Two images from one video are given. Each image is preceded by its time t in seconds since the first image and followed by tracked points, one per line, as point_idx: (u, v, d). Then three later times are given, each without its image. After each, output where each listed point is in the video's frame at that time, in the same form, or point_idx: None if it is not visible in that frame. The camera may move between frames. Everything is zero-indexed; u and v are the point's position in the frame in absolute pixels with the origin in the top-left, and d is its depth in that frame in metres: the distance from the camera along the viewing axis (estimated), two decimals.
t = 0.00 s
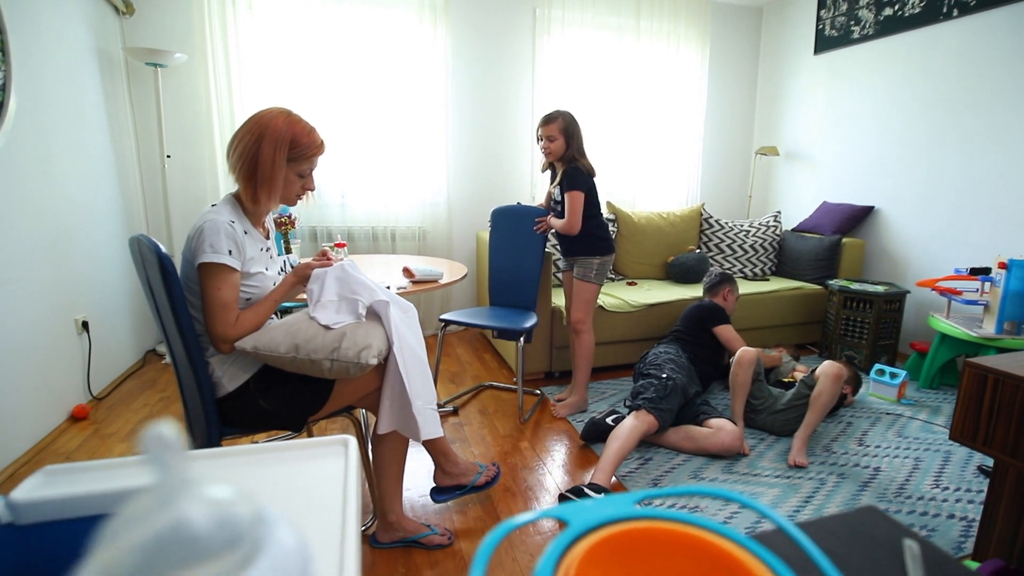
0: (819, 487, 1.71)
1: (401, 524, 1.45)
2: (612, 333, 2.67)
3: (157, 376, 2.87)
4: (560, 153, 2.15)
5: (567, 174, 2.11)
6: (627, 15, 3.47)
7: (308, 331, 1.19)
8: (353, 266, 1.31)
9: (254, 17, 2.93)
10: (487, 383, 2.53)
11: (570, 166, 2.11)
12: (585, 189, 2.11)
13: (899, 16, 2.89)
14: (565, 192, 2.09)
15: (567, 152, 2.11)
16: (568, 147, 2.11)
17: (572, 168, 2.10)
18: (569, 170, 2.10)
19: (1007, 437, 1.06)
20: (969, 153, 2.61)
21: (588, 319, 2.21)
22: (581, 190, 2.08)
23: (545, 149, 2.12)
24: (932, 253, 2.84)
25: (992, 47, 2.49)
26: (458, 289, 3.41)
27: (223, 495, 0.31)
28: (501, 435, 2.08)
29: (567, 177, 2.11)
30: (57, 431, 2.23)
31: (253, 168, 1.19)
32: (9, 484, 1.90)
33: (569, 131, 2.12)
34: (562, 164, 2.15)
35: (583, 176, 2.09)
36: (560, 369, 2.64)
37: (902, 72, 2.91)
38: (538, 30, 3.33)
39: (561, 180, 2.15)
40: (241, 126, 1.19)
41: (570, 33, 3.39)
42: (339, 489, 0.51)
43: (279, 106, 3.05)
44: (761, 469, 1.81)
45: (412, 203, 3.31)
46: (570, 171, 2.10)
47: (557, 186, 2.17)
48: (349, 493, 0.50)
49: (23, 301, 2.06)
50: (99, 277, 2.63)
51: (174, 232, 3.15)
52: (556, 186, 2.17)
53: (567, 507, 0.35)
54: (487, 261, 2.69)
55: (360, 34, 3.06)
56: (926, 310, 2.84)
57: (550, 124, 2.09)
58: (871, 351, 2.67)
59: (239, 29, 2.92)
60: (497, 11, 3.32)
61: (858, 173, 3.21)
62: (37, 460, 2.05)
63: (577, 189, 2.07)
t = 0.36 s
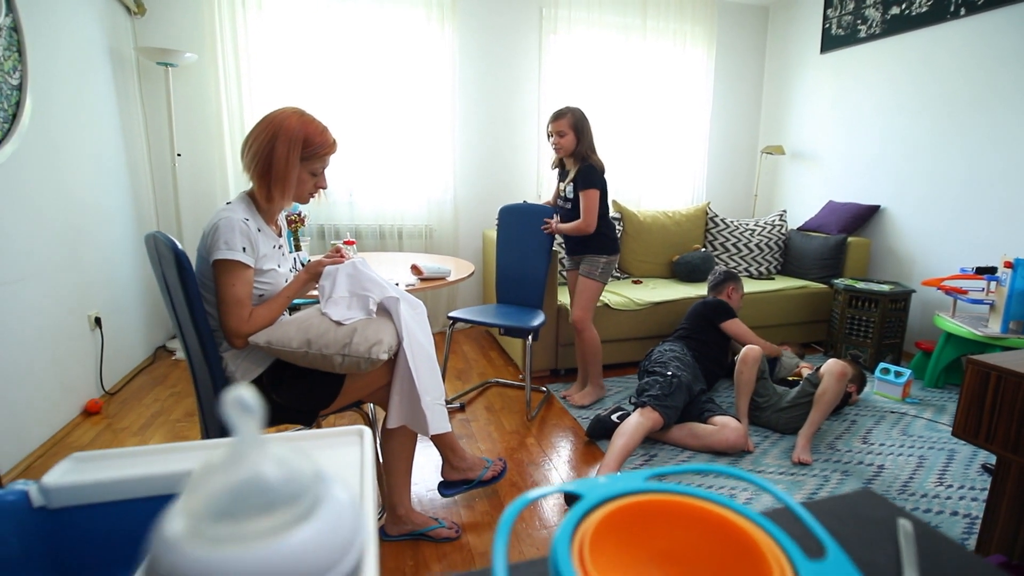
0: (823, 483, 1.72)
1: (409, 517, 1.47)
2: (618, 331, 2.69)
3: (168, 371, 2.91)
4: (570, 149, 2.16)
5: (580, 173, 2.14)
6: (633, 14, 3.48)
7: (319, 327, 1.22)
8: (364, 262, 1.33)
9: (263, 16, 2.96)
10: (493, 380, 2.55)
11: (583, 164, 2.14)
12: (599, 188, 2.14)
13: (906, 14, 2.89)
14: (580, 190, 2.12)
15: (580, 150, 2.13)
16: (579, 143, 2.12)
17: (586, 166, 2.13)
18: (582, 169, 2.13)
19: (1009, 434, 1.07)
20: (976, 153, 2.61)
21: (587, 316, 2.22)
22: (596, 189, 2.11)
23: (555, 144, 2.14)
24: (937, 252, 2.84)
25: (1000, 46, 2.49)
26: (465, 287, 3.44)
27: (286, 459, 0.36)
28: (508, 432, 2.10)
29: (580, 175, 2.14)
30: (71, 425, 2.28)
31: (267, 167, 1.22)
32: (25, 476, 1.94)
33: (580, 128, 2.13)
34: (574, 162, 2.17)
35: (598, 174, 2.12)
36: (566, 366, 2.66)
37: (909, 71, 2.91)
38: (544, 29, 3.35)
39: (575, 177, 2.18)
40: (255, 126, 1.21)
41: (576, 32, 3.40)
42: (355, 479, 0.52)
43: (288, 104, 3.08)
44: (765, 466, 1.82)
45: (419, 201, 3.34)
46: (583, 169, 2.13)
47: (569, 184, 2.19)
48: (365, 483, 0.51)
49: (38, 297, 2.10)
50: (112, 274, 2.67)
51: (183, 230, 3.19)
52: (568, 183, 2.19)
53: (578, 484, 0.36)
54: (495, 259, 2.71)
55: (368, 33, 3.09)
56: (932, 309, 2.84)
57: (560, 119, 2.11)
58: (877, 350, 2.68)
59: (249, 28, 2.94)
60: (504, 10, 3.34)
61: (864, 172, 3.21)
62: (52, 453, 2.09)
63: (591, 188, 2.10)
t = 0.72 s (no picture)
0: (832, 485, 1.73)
1: (421, 515, 1.50)
2: (626, 333, 2.70)
3: (183, 372, 2.96)
4: (585, 153, 2.17)
5: (599, 181, 2.15)
6: (641, 18, 3.50)
7: (335, 328, 1.25)
8: (377, 265, 1.36)
9: (276, 23, 3.01)
10: (503, 381, 2.58)
11: (601, 172, 2.15)
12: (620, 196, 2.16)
13: (915, 17, 2.89)
14: (603, 200, 2.14)
15: (597, 158, 2.14)
16: (596, 150, 2.13)
17: (605, 173, 2.14)
18: (601, 177, 2.15)
19: (1015, 434, 1.08)
20: (986, 155, 2.60)
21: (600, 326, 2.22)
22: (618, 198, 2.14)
23: (569, 147, 2.15)
24: (948, 255, 2.83)
25: (1009, 47, 2.48)
26: (474, 290, 3.47)
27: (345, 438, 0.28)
28: (517, 433, 2.12)
29: (600, 182, 2.15)
30: (90, 424, 2.33)
31: (286, 174, 1.26)
32: (47, 474, 1.99)
33: (597, 135, 2.13)
34: (590, 169, 2.17)
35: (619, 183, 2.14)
36: (575, 369, 2.68)
37: (918, 73, 2.91)
38: (553, 34, 3.38)
39: (593, 184, 2.19)
40: (275, 134, 1.25)
41: (584, 36, 3.42)
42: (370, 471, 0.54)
43: (301, 110, 3.13)
44: (773, 468, 1.83)
45: (429, 205, 3.38)
46: (602, 176, 2.14)
47: (586, 190, 2.20)
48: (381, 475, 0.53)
49: (59, 299, 2.15)
50: (129, 277, 2.73)
51: (198, 234, 3.25)
52: (585, 190, 2.20)
53: (592, 468, 0.34)
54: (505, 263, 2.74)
55: (379, 39, 3.13)
56: (942, 312, 2.83)
57: (574, 121, 2.12)
58: (886, 352, 2.67)
59: (262, 35, 3.00)
60: (513, 16, 3.37)
61: (874, 174, 3.21)
62: (72, 451, 2.14)
63: (614, 198, 2.12)
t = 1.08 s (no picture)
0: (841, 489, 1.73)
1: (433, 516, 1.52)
2: (635, 338, 2.72)
3: (199, 375, 3.02)
4: (599, 155, 2.11)
5: (616, 184, 2.11)
6: (650, 24, 3.52)
7: (350, 331, 1.29)
8: (392, 271, 1.40)
9: (291, 32, 3.07)
10: (513, 384, 2.61)
11: (618, 174, 2.10)
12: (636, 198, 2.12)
13: (924, 21, 2.89)
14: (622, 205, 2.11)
15: (613, 161, 2.08)
16: (611, 152, 2.07)
17: (622, 177, 2.09)
18: (618, 180, 2.09)
19: (1022, 439, 1.09)
20: (997, 159, 2.60)
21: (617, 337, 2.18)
22: (636, 202, 2.10)
23: (583, 145, 2.09)
24: (959, 259, 2.82)
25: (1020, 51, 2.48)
26: (485, 294, 3.50)
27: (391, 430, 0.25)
28: (527, 436, 2.15)
29: (618, 186, 2.11)
30: (110, 425, 2.39)
31: (315, 184, 1.30)
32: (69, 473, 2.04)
33: (612, 136, 2.08)
34: (604, 171, 2.11)
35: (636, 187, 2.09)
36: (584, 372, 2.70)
37: (928, 78, 2.91)
38: (562, 41, 3.42)
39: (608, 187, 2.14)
40: (293, 149, 1.29)
41: (593, 42, 3.46)
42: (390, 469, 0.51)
43: (315, 117, 3.19)
44: (782, 471, 1.84)
45: (440, 209, 3.42)
46: (619, 179, 2.09)
47: (602, 193, 2.14)
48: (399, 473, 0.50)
49: (82, 305, 2.21)
50: (148, 282, 2.80)
51: (214, 239, 3.32)
52: (601, 193, 2.14)
53: (608, 460, 0.35)
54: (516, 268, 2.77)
55: (391, 48, 3.19)
56: (954, 316, 2.82)
57: (587, 120, 2.06)
58: (896, 357, 2.67)
59: (277, 44, 3.06)
60: (522, 23, 3.42)
61: (883, 179, 3.20)
62: (93, 451, 2.20)
63: (633, 202, 2.09)
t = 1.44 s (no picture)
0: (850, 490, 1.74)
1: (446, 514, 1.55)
2: (645, 339, 2.74)
3: (215, 375, 3.08)
4: (618, 157, 2.07)
5: (636, 189, 2.08)
6: (659, 27, 3.54)
7: (366, 333, 1.33)
8: (405, 272, 1.43)
9: (304, 38, 3.12)
10: (523, 385, 2.63)
11: (638, 180, 2.07)
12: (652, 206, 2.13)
13: (935, 22, 2.88)
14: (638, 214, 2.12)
15: (634, 165, 2.03)
16: (632, 155, 2.04)
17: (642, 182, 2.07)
18: (638, 185, 2.07)
19: None
20: (1009, 160, 2.58)
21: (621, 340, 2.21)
22: (653, 211, 2.11)
23: (601, 148, 2.05)
24: (971, 261, 2.81)
25: None
26: (495, 296, 3.54)
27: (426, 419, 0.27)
28: (538, 436, 2.17)
29: (637, 192, 2.09)
30: (129, 424, 2.45)
31: (334, 190, 1.34)
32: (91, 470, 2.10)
33: (632, 138, 2.04)
34: (624, 175, 2.06)
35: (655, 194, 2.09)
36: (594, 374, 2.72)
37: (939, 79, 2.90)
38: (571, 44, 3.44)
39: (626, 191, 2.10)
40: (310, 155, 1.33)
41: (602, 46, 3.48)
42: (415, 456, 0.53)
43: (327, 121, 3.24)
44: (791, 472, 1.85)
45: (450, 212, 3.45)
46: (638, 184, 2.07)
47: (620, 196, 2.11)
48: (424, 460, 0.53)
49: (102, 306, 2.27)
50: (166, 284, 2.87)
51: (230, 241, 3.38)
52: (619, 195, 2.11)
53: (620, 450, 0.37)
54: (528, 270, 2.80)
55: (404, 52, 3.23)
56: (966, 318, 2.81)
57: (607, 121, 2.02)
58: (907, 358, 2.67)
59: (291, 50, 3.12)
60: (532, 27, 3.45)
61: (894, 180, 3.19)
62: (114, 449, 2.26)
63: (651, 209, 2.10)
